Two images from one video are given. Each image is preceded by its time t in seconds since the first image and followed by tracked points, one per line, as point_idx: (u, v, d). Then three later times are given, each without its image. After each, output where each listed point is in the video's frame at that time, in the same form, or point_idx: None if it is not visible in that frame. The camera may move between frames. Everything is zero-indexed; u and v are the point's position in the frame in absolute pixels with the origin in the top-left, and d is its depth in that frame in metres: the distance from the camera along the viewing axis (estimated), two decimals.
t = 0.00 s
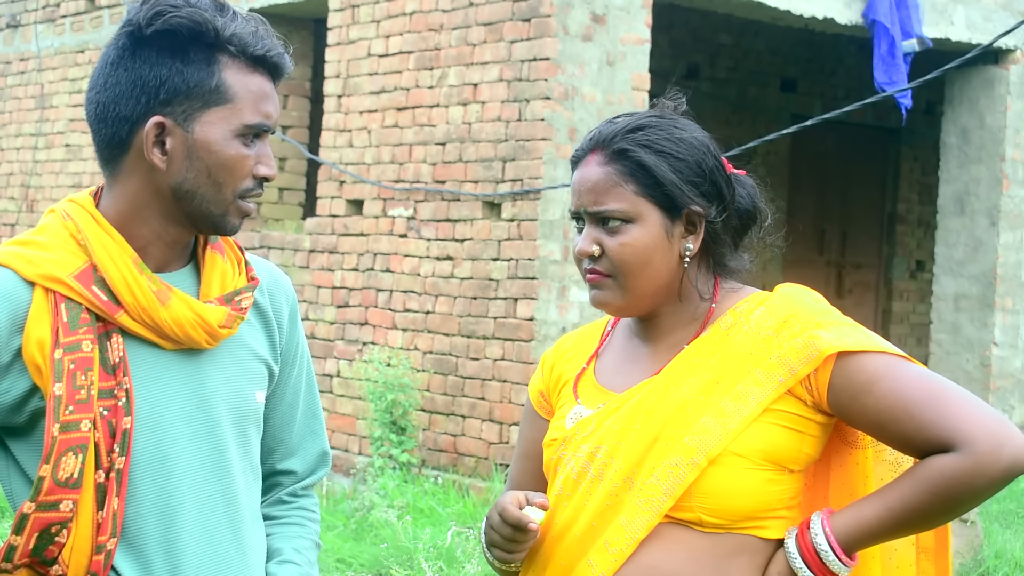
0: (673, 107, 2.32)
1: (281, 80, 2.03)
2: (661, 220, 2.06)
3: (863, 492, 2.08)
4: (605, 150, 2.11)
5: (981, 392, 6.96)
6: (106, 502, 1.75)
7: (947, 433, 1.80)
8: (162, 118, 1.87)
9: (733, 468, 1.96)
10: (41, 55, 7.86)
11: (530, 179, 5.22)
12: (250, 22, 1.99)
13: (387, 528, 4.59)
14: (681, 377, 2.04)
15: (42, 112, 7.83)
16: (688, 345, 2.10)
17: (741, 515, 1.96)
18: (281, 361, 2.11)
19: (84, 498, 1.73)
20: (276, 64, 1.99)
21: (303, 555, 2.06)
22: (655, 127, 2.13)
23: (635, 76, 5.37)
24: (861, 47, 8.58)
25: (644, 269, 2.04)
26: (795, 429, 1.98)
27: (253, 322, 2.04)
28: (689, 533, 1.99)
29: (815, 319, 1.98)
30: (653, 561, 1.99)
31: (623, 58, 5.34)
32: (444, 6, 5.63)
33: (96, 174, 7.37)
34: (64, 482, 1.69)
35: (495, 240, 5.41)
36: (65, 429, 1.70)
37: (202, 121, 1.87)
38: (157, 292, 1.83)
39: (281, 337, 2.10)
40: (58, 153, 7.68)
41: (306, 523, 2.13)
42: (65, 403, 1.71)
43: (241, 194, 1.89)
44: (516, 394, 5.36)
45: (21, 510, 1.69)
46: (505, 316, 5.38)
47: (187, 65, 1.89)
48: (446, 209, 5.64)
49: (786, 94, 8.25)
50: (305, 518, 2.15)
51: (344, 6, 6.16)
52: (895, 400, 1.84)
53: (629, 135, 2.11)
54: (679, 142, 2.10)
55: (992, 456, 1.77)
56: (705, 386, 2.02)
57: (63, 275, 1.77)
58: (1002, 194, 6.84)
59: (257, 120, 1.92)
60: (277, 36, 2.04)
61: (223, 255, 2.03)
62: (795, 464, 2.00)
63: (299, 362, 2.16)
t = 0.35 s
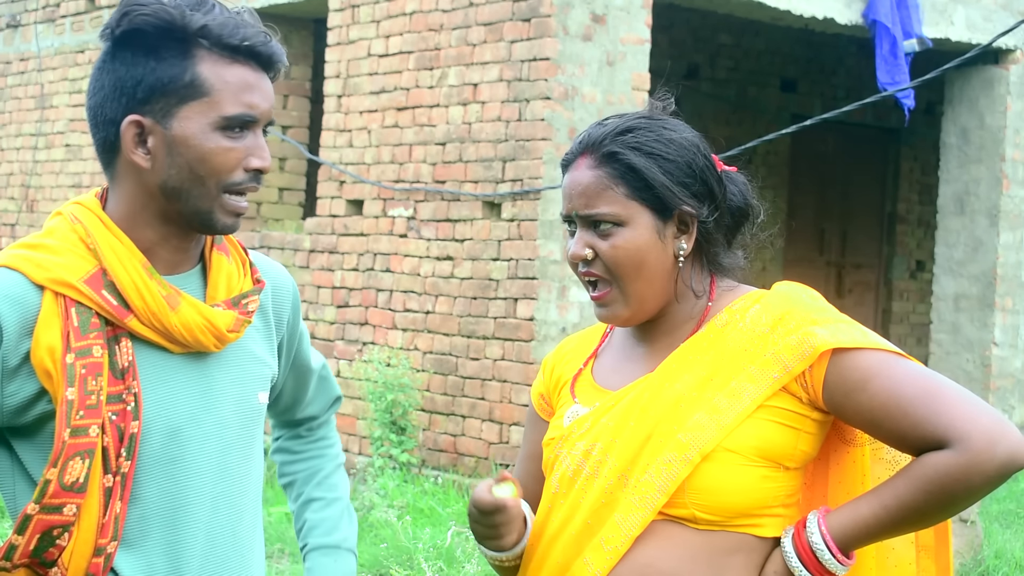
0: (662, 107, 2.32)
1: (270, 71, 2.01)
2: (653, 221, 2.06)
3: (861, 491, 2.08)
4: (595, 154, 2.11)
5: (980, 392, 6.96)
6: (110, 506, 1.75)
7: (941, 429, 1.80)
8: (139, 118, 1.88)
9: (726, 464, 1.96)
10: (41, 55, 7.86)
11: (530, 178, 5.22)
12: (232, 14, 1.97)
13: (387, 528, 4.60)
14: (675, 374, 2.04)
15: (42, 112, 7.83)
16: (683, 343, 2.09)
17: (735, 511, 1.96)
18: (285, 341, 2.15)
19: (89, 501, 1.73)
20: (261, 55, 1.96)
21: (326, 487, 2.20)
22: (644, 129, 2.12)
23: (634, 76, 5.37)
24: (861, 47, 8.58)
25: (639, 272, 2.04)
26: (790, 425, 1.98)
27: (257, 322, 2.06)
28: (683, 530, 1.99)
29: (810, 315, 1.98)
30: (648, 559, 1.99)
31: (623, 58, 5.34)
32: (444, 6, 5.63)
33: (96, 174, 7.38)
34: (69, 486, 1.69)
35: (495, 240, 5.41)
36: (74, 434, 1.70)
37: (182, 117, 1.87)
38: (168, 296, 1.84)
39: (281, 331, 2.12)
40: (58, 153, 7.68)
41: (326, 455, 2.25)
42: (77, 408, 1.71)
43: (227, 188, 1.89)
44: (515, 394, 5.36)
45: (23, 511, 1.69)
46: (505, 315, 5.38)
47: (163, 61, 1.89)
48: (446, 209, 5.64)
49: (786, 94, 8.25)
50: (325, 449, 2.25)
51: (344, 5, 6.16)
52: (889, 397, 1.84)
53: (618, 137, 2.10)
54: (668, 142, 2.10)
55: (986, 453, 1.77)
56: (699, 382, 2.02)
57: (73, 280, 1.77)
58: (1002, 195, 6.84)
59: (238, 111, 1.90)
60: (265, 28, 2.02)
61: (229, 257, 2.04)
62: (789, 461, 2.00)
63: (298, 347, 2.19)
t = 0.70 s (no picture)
0: (659, 107, 2.32)
1: (250, 70, 1.98)
2: (645, 218, 2.06)
3: (859, 490, 2.08)
4: (589, 150, 2.11)
5: (980, 392, 6.96)
6: (133, 507, 1.76)
7: (937, 425, 1.79)
8: (120, 124, 1.92)
9: (724, 461, 1.96)
10: (41, 55, 7.86)
11: (530, 179, 5.22)
12: (209, 14, 1.95)
13: (387, 528, 4.59)
14: (672, 369, 2.04)
15: (42, 112, 7.83)
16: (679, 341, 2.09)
17: (731, 508, 1.96)
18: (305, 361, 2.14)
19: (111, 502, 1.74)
20: (234, 53, 1.94)
21: (332, 519, 2.16)
22: (639, 127, 2.12)
23: (634, 76, 5.37)
24: (861, 48, 8.58)
25: (629, 268, 2.04)
26: (787, 423, 1.98)
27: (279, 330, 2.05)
28: (679, 527, 1.99)
29: (807, 313, 1.98)
30: (646, 556, 1.98)
31: (623, 58, 5.34)
32: (445, 6, 5.63)
33: (97, 174, 7.38)
34: (93, 487, 1.71)
35: (495, 240, 5.41)
36: (100, 435, 1.72)
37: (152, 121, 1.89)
38: (191, 301, 1.85)
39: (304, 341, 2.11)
40: (58, 153, 7.68)
41: (334, 487, 2.21)
42: (102, 409, 1.73)
43: (209, 188, 1.88)
44: (516, 394, 5.36)
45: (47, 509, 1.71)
46: (505, 315, 5.38)
47: (135, 67, 1.92)
48: (446, 209, 5.64)
49: (786, 94, 8.25)
50: (334, 482, 2.23)
51: (344, 5, 6.16)
52: (885, 393, 1.84)
53: (612, 134, 2.11)
54: (661, 140, 2.10)
55: (983, 449, 1.77)
56: (695, 378, 2.02)
57: (98, 282, 1.78)
58: (1003, 195, 6.84)
59: (204, 112, 1.89)
60: (246, 26, 1.99)
61: (253, 263, 2.04)
62: (786, 458, 1.99)
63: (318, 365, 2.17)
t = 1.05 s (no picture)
0: (665, 106, 2.32)
1: (272, 62, 1.98)
2: (648, 216, 2.06)
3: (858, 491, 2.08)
4: (594, 145, 2.11)
5: (981, 392, 6.96)
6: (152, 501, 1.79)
7: (935, 431, 1.79)
8: (145, 119, 1.94)
9: (720, 463, 1.96)
10: (41, 55, 7.86)
11: (530, 178, 5.22)
12: (230, 8, 1.97)
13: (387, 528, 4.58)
14: (669, 372, 2.04)
15: (42, 112, 7.83)
16: (676, 342, 2.10)
17: (727, 511, 1.96)
18: (347, 350, 2.17)
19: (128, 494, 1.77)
20: (256, 45, 1.95)
21: (384, 514, 2.21)
22: (645, 124, 2.12)
23: (634, 76, 5.37)
24: (861, 47, 8.59)
25: (629, 264, 2.04)
26: (785, 425, 1.98)
27: (312, 322, 2.07)
28: (675, 529, 1.99)
29: (806, 316, 1.97)
30: (642, 558, 1.99)
31: (623, 58, 5.34)
32: (444, 6, 5.63)
33: (96, 174, 7.38)
34: (106, 480, 1.74)
35: (495, 240, 5.41)
36: (112, 428, 1.75)
37: (178, 114, 1.91)
38: (208, 298, 1.87)
39: (343, 333, 2.14)
40: (58, 153, 7.69)
41: (390, 480, 2.26)
42: (115, 404, 1.76)
43: (233, 180, 1.90)
44: (515, 394, 5.36)
45: (63, 502, 1.75)
46: (505, 315, 5.38)
47: (158, 61, 1.94)
48: (446, 209, 5.64)
49: (786, 94, 8.25)
50: (392, 474, 2.27)
51: (344, 6, 6.16)
52: (883, 398, 1.84)
53: (617, 130, 2.11)
54: (666, 138, 2.10)
55: (980, 454, 1.76)
56: (692, 380, 2.02)
57: (116, 279, 1.82)
58: (1003, 195, 6.84)
59: (227, 104, 1.90)
60: (267, 19, 1.99)
61: (281, 258, 2.04)
62: (783, 461, 1.99)
63: (367, 354, 2.20)
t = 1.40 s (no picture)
0: (665, 106, 2.32)
1: (287, 63, 2.00)
2: (649, 218, 2.06)
3: (856, 492, 2.07)
4: (594, 147, 2.11)
5: (981, 392, 6.96)
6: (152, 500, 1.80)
7: (928, 432, 1.79)
8: (160, 118, 1.96)
9: (715, 466, 1.96)
10: (41, 55, 7.86)
11: (530, 178, 5.21)
12: (246, 8, 1.98)
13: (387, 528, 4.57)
14: (665, 375, 2.04)
15: (42, 112, 7.83)
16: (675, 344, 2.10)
17: (722, 513, 1.96)
18: (368, 350, 2.17)
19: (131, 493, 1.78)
20: (272, 45, 1.96)
21: (409, 518, 2.22)
22: (646, 125, 2.12)
23: (634, 76, 5.37)
24: (861, 48, 8.59)
25: (630, 265, 2.04)
26: (780, 427, 1.98)
27: (327, 322, 2.07)
28: (670, 531, 1.99)
29: (801, 316, 1.97)
30: (637, 560, 1.99)
31: (623, 57, 5.34)
32: (444, 6, 5.63)
33: (96, 174, 7.39)
34: (106, 477, 1.75)
35: (495, 240, 5.41)
36: (113, 426, 1.76)
37: (194, 112, 1.92)
38: (212, 298, 1.87)
39: (362, 334, 2.13)
40: (58, 153, 7.69)
41: (417, 484, 2.26)
42: (117, 402, 1.77)
43: (248, 178, 1.91)
44: (516, 394, 5.36)
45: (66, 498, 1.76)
46: (505, 316, 5.38)
47: (174, 61, 1.95)
48: (446, 209, 5.64)
49: (786, 94, 8.25)
50: (421, 478, 2.28)
51: (344, 6, 6.16)
52: (876, 399, 1.84)
53: (620, 131, 2.11)
54: (669, 139, 2.10)
55: (973, 456, 1.75)
56: (688, 383, 2.02)
57: (123, 278, 1.84)
58: (1002, 195, 6.84)
59: (243, 103, 1.92)
60: (282, 20, 2.01)
61: (293, 258, 2.04)
62: (779, 463, 1.99)
63: (390, 356, 2.21)
